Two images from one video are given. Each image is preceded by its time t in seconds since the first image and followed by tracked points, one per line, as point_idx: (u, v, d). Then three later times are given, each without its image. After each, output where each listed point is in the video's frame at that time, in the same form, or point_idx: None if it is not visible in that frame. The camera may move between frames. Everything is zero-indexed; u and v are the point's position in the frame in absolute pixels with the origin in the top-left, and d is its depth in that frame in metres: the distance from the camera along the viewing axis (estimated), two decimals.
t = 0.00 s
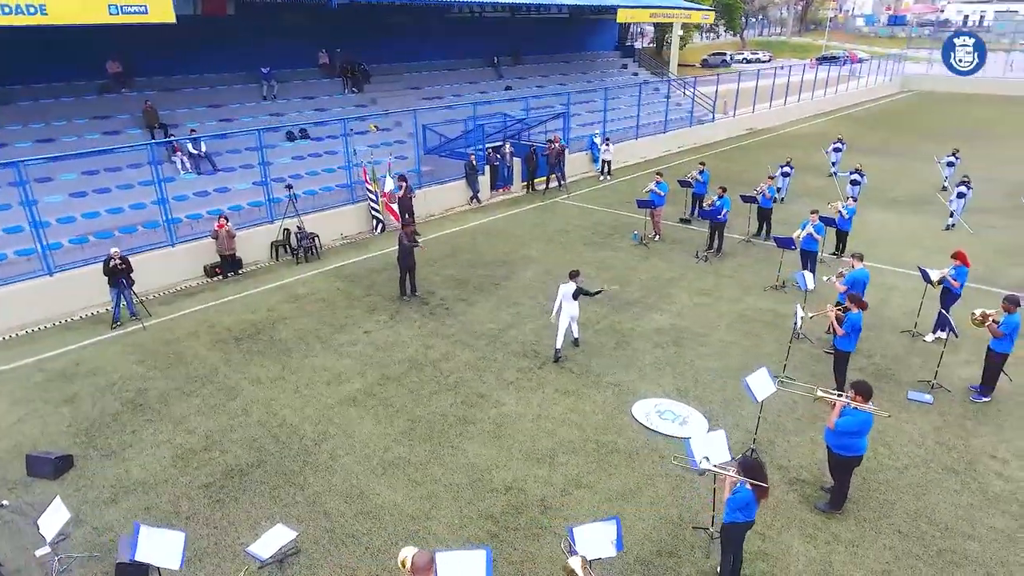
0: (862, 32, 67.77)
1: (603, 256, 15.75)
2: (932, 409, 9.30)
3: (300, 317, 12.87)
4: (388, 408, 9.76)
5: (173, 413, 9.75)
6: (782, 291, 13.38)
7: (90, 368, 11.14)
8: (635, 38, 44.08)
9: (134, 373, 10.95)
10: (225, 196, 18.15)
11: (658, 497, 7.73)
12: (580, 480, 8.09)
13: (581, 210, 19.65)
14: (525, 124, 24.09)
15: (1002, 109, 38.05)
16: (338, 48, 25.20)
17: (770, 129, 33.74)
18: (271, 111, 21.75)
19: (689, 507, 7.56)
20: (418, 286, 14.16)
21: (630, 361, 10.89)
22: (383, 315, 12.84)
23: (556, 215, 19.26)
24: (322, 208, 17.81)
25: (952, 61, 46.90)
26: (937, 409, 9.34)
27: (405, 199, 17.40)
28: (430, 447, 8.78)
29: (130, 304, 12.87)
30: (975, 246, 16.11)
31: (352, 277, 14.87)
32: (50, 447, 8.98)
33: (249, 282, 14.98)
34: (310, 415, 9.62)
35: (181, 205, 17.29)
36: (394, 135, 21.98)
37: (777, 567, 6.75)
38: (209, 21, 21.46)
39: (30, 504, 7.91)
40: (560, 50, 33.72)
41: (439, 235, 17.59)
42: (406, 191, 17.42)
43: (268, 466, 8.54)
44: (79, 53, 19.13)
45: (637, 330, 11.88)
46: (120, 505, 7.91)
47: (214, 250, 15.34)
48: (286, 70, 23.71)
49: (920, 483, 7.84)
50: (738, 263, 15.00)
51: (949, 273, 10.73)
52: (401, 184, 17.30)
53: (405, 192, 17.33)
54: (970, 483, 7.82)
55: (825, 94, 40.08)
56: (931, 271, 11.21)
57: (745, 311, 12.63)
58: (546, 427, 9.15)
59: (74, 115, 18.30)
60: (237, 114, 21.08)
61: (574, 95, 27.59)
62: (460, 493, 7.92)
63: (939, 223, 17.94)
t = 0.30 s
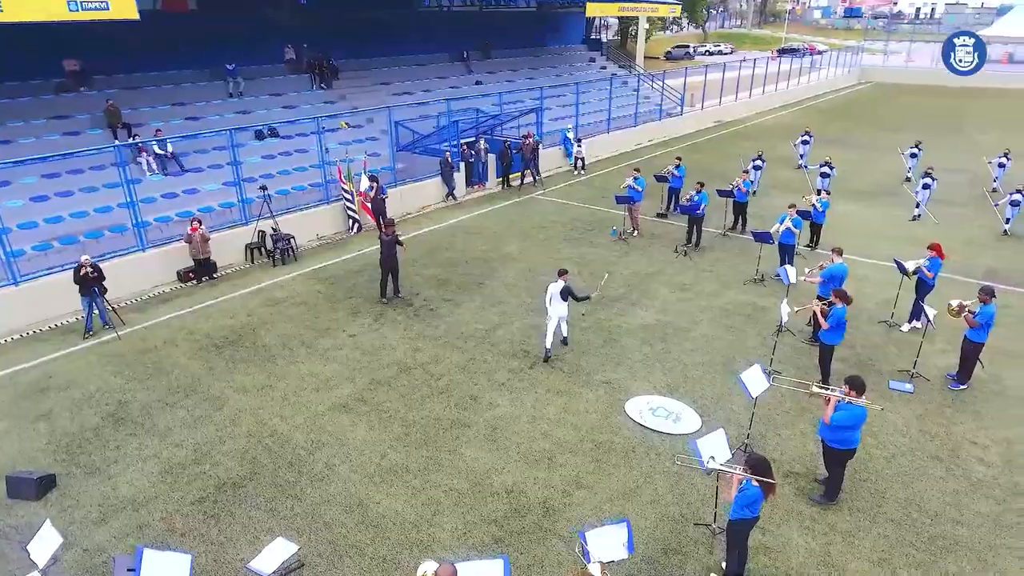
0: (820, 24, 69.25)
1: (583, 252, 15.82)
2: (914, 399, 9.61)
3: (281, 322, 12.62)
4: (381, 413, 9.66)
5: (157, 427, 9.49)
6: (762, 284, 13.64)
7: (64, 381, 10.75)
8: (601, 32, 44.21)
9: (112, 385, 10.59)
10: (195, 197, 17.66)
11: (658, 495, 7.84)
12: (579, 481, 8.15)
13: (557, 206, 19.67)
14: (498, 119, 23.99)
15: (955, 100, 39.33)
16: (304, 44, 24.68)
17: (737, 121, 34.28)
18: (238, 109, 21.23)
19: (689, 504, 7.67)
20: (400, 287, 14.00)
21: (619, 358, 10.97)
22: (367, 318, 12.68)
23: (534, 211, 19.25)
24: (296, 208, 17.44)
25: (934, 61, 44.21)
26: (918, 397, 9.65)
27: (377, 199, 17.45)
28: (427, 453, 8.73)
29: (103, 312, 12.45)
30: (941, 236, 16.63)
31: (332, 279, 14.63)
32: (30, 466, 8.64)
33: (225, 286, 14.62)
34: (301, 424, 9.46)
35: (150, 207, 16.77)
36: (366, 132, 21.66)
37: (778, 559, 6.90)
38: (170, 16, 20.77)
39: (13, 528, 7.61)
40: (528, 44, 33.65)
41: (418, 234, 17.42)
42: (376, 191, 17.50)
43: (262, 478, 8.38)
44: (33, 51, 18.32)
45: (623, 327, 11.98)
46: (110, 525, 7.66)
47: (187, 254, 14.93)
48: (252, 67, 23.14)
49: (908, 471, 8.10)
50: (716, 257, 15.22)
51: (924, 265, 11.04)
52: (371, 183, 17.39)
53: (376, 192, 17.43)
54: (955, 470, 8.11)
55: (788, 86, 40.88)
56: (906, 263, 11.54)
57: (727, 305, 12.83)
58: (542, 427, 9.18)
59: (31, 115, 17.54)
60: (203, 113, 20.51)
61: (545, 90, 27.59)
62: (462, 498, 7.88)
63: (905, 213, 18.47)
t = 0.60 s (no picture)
0: (781, 14, 70.23)
1: (566, 247, 15.84)
2: (898, 387, 9.90)
3: (266, 326, 12.38)
4: (377, 418, 9.57)
5: (146, 439, 9.24)
6: (744, 276, 13.86)
7: (43, 395, 10.38)
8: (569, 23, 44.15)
9: (94, 398, 10.27)
10: (166, 198, 17.17)
11: (661, 491, 7.94)
12: (582, 479, 8.20)
13: (536, 200, 19.65)
14: (473, 113, 23.81)
15: (914, 89, 40.38)
16: (272, 38, 24.10)
17: (707, 111, 34.65)
18: (206, 105, 20.67)
19: (693, 499, 7.80)
20: (385, 287, 13.85)
21: (611, 354, 11.05)
22: (354, 319, 12.51)
23: (513, 206, 19.20)
24: (273, 207, 17.06)
25: (967, 56, 36.89)
26: (902, 385, 9.93)
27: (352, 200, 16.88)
28: (427, 456, 8.69)
29: (79, 321, 12.05)
30: (912, 225, 17.08)
31: (314, 280, 14.39)
32: (15, 485, 8.34)
33: (204, 289, 14.26)
34: (297, 431, 9.32)
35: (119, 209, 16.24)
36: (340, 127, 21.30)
37: (783, 550, 7.07)
38: (132, 10, 20.03)
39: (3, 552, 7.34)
40: (498, 36, 33.44)
41: (398, 232, 17.22)
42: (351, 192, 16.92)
43: (261, 489, 8.24)
44: None
45: (612, 322, 12.06)
46: (106, 544, 7.44)
47: (162, 257, 14.52)
48: (218, 61, 22.51)
49: (899, 458, 8.36)
50: (698, 250, 15.41)
51: (903, 255, 11.42)
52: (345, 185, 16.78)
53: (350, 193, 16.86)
54: (943, 456, 8.38)
55: (754, 75, 41.45)
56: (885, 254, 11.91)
57: (713, 297, 13.02)
58: (541, 427, 9.20)
59: None
60: (170, 110, 19.90)
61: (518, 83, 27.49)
62: (467, 502, 7.88)
63: (876, 202, 18.92)
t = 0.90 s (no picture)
0: (745, 4, 71.03)
1: (551, 243, 15.85)
2: (885, 375, 10.19)
3: (253, 331, 12.14)
4: (376, 422, 9.49)
5: (138, 452, 9.00)
6: (729, 269, 14.06)
7: (24, 410, 10.03)
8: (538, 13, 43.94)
9: (79, 411, 9.95)
10: (138, 199, 16.67)
11: (666, 487, 8.04)
12: (588, 478, 8.27)
13: (517, 195, 19.60)
14: (448, 107, 23.61)
15: (875, 78, 41.32)
16: (239, 30, 23.43)
17: (678, 102, 34.94)
18: (174, 102, 20.09)
19: (698, 494, 7.92)
20: (372, 287, 13.69)
21: (605, 350, 11.13)
22: (343, 322, 12.34)
23: (494, 201, 19.12)
24: (250, 207, 16.69)
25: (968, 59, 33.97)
26: (889, 374, 10.23)
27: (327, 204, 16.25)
28: (431, 460, 8.65)
29: (56, 331, 11.64)
30: (885, 214, 17.49)
31: (298, 282, 14.15)
32: (4, 506, 8.06)
33: (184, 293, 13.91)
34: (295, 439, 9.19)
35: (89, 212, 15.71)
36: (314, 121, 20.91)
37: (789, 542, 7.24)
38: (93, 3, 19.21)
39: None
40: (468, 28, 33.12)
41: (380, 230, 17.02)
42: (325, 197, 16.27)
43: (264, 500, 8.11)
44: None
45: (603, 319, 12.14)
46: (107, 563, 7.24)
47: (139, 261, 14.09)
48: (185, 55, 21.82)
49: (891, 446, 8.62)
50: (682, 243, 15.58)
51: (884, 245, 11.75)
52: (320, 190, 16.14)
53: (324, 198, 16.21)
54: (932, 442, 8.67)
55: (722, 65, 41.92)
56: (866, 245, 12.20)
57: (700, 291, 13.19)
58: (542, 427, 9.23)
59: None
60: (137, 108, 19.27)
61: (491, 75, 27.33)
62: (475, 506, 7.88)
63: (848, 191, 19.32)
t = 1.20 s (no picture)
0: None
1: (538, 240, 15.89)
2: (874, 366, 10.48)
3: (244, 338, 11.94)
4: (379, 428, 9.43)
5: (136, 468, 8.80)
6: (716, 264, 14.28)
7: (10, 427, 9.70)
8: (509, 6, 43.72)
9: (70, 427, 9.68)
10: (112, 202, 16.18)
11: (674, 485, 8.18)
12: (596, 478, 8.37)
13: (500, 191, 19.57)
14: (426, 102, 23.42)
15: (841, 68, 42.20)
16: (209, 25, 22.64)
17: (652, 94, 35.18)
18: (145, 101, 19.53)
19: (705, 490, 8.08)
20: (362, 289, 13.55)
21: (601, 348, 11.23)
22: (335, 326, 12.21)
23: (478, 198, 19.07)
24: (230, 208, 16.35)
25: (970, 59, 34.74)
26: (878, 364, 10.52)
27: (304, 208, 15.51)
28: (438, 465, 8.64)
29: (38, 343, 11.28)
30: (861, 204, 17.88)
31: (285, 285, 13.94)
32: None
33: (167, 300, 13.59)
34: (297, 448, 9.08)
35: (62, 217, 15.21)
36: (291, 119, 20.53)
37: (796, 534, 7.43)
38: None
39: None
40: (442, 20, 32.73)
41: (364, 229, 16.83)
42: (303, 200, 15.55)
43: (271, 512, 8.01)
44: None
45: (597, 316, 12.25)
46: None
47: (118, 267, 13.68)
48: (153, 51, 21.11)
49: (885, 435, 8.89)
50: (667, 238, 15.76)
51: (867, 238, 12.05)
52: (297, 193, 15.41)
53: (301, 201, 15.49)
54: (924, 430, 8.96)
55: (692, 57, 42.33)
56: (849, 238, 12.52)
57: (689, 286, 13.38)
58: (545, 428, 9.29)
59: None
60: (106, 107, 18.69)
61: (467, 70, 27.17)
62: (486, 510, 7.91)
63: (825, 181, 19.71)
